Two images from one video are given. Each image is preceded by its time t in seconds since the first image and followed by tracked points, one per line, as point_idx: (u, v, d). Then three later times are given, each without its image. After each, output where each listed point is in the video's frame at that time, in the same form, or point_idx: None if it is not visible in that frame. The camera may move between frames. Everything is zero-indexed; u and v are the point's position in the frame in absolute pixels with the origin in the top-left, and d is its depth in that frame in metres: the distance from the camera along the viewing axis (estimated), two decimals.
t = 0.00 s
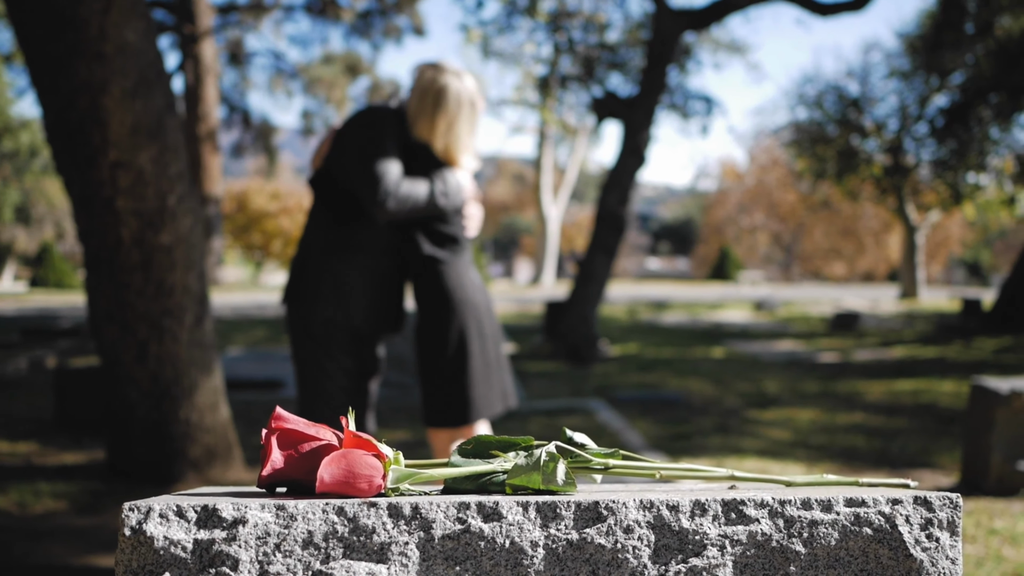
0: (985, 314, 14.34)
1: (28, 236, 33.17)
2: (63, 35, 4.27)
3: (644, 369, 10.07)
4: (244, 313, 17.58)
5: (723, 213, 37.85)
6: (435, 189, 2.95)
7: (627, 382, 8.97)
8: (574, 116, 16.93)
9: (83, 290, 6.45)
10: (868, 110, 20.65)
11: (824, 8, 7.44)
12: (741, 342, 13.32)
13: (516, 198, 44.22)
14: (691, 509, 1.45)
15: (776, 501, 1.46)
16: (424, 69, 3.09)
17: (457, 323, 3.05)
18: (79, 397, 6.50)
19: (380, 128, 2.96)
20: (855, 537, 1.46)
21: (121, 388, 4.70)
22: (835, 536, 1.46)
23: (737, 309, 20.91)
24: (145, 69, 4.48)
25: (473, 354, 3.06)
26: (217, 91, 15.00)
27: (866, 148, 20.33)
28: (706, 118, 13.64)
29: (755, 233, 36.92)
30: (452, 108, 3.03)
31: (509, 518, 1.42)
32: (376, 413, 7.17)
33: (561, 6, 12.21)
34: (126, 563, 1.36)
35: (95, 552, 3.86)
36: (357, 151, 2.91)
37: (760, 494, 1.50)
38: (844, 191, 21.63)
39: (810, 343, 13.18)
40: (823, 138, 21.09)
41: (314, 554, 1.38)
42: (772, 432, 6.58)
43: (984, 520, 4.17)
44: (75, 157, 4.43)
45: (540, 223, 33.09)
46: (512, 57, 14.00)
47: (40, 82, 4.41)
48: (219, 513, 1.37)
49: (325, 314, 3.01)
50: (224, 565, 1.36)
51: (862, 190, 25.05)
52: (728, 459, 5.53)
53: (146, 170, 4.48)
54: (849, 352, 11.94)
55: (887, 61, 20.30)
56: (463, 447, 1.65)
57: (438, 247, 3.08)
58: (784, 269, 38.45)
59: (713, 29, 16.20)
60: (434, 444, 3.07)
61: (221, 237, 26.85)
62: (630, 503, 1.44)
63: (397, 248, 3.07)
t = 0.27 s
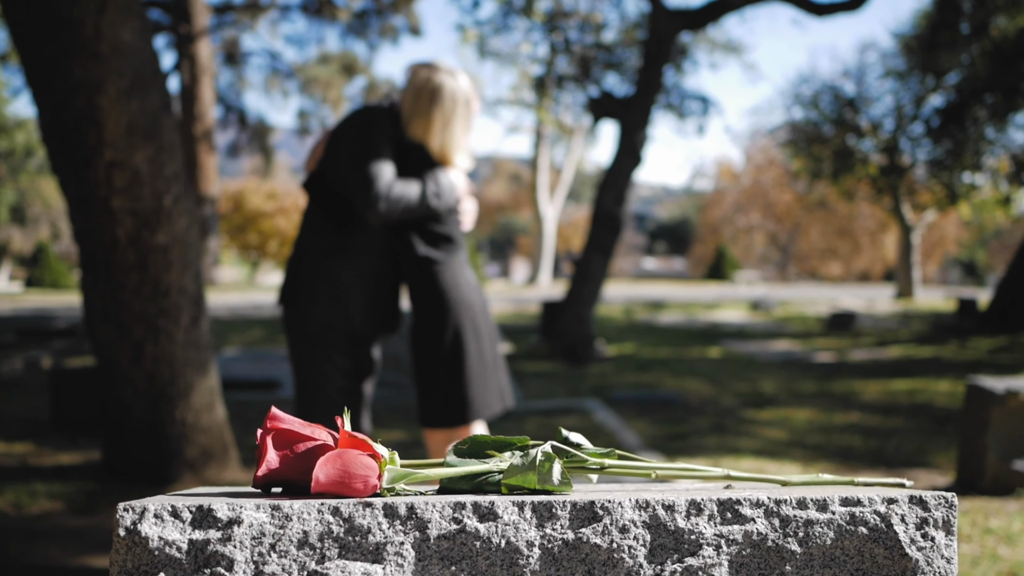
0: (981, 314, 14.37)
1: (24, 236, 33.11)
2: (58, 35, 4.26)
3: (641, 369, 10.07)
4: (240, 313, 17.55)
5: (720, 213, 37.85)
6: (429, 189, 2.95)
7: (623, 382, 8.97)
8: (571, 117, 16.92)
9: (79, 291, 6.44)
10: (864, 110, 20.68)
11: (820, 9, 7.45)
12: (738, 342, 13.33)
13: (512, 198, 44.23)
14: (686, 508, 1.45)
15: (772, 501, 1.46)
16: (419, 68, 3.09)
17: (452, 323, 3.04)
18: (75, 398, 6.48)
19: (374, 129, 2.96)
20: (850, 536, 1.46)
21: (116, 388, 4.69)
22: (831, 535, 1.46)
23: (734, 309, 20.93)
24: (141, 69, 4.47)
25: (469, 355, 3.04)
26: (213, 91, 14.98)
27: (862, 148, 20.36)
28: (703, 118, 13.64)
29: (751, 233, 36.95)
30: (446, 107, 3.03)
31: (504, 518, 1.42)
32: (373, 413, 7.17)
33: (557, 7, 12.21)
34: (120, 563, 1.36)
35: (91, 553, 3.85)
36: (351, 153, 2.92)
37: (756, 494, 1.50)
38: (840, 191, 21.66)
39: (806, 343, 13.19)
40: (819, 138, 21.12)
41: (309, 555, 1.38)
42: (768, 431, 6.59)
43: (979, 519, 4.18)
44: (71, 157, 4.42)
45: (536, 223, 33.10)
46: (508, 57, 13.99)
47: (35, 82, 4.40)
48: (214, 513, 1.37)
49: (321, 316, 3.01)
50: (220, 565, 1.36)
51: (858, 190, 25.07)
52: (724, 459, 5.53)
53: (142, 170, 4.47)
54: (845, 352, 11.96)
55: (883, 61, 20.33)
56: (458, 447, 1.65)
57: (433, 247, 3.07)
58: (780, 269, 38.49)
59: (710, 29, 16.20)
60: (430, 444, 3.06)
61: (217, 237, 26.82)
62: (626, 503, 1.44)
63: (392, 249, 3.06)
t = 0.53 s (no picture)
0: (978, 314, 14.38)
1: (20, 235, 33.06)
2: (54, 35, 4.25)
3: (638, 369, 10.08)
4: (237, 313, 17.52)
5: (717, 213, 37.85)
6: (425, 190, 2.95)
7: (620, 382, 8.97)
8: (569, 116, 16.92)
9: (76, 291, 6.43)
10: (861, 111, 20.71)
11: (818, 9, 7.45)
12: (734, 342, 13.33)
13: (509, 198, 44.22)
14: (683, 508, 1.45)
15: (769, 500, 1.46)
16: (416, 68, 3.08)
17: (448, 323, 3.03)
18: (72, 398, 6.47)
19: (370, 131, 2.96)
20: (846, 536, 1.46)
21: (113, 388, 4.68)
22: (827, 535, 1.46)
23: (731, 310, 20.93)
24: (137, 68, 4.47)
25: (465, 355, 3.04)
26: (210, 91, 14.97)
27: (859, 148, 20.38)
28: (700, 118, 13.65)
29: (748, 233, 36.95)
30: (443, 107, 3.02)
31: (501, 518, 1.41)
32: (370, 413, 7.17)
33: (555, 7, 12.22)
34: (116, 564, 1.35)
35: (87, 553, 3.85)
36: (347, 155, 2.92)
37: (753, 494, 1.50)
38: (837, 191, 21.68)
39: (802, 343, 13.20)
40: (816, 138, 21.14)
41: (306, 554, 1.38)
42: (765, 431, 6.59)
43: (976, 519, 4.18)
44: (67, 157, 4.41)
45: (533, 223, 33.10)
46: (506, 56, 13.99)
47: (32, 82, 4.39)
48: (210, 513, 1.36)
49: (316, 316, 3.01)
50: (216, 565, 1.36)
51: (855, 190, 25.10)
52: (721, 459, 5.53)
53: (138, 170, 4.47)
54: (842, 352, 11.96)
55: (880, 61, 20.36)
56: (455, 447, 1.65)
57: (430, 248, 3.07)
58: (778, 269, 38.51)
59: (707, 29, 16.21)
60: (426, 445, 3.06)
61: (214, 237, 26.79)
62: (622, 502, 1.44)
63: (389, 250, 3.07)
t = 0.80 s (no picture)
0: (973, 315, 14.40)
1: (15, 236, 32.99)
2: (50, 34, 4.24)
3: (634, 369, 10.09)
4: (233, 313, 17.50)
5: (713, 213, 37.88)
6: (420, 191, 2.95)
7: (617, 382, 8.98)
8: (565, 117, 16.92)
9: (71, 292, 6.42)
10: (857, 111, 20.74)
11: (813, 9, 7.46)
12: (731, 342, 13.34)
13: (506, 199, 44.21)
14: (678, 509, 1.45)
15: (763, 501, 1.47)
16: (411, 69, 3.08)
17: (445, 324, 3.03)
18: (67, 399, 6.46)
19: (365, 132, 2.96)
20: (841, 536, 1.46)
21: (109, 389, 4.68)
22: (822, 535, 1.46)
23: (727, 310, 20.95)
24: (132, 69, 4.46)
25: (462, 355, 3.03)
26: (206, 91, 14.96)
27: (855, 149, 20.40)
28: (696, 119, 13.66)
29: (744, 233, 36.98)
30: (438, 108, 3.02)
31: (496, 518, 1.42)
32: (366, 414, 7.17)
33: (551, 7, 12.22)
34: (111, 564, 1.35)
35: (83, 554, 3.84)
36: (342, 156, 2.92)
37: (748, 493, 1.50)
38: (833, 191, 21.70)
39: (799, 343, 13.22)
40: (812, 139, 21.17)
41: (301, 555, 1.38)
42: (761, 431, 6.60)
43: (971, 519, 4.20)
44: (63, 157, 4.41)
45: (530, 223, 33.10)
46: (502, 57, 13.99)
47: (27, 82, 4.38)
48: (205, 513, 1.36)
49: (312, 316, 3.01)
50: (211, 566, 1.36)
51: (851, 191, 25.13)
52: (717, 459, 5.53)
53: (134, 171, 4.47)
54: (838, 352, 11.98)
55: (876, 62, 20.38)
56: (450, 447, 1.65)
57: (426, 248, 3.07)
58: (774, 269, 38.54)
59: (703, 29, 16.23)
60: (423, 445, 3.06)
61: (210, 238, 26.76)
62: (617, 503, 1.44)
63: (384, 250, 3.06)
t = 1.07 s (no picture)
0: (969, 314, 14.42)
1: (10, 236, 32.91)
2: (45, 34, 4.23)
3: (631, 369, 10.09)
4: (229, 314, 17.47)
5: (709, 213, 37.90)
6: (415, 191, 2.95)
7: (614, 382, 8.98)
8: (561, 117, 16.92)
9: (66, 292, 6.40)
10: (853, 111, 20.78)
11: (810, 9, 7.47)
12: (727, 342, 13.36)
13: (502, 199, 44.19)
14: (673, 509, 1.45)
15: (759, 501, 1.47)
16: (406, 70, 3.08)
17: (442, 324, 3.02)
18: (63, 399, 6.45)
19: (360, 135, 2.97)
20: (837, 536, 1.47)
21: (104, 389, 4.67)
22: (817, 535, 1.47)
23: (723, 310, 20.96)
24: (128, 69, 4.45)
25: (458, 356, 3.03)
26: (202, 91, 14.93)
27: (850, 149, 20.43)
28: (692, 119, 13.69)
29: (741, 233, 37.01)
30: (432, 109, 3.02)
31: (492, 518, 1.41)
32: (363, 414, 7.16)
33: (548, 7, 12.23)
34: (105, 565, 1.35)
35: (79, 554, 3.83)
36: (337, 158, 2.93)
37: (743, 494, 1.50)
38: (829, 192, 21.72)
39: (795, 343, 13.24)
40: (808, 139, 21.19)
41: (296, 556, 1.37)
42: (758, 431, 6.61)
43: (967, 518, 4.21)
44: (59, 157, 4.40)
45: (526, 224, 33.10)
46: (498, 56, 13.99)
47: (23, 82, 4.38)
48: (200, 515, 1.36)
49: (308, 317, 3.00)
50: (206, 566, 1.35)
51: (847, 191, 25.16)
52: (713, 459, 5.54)
53: (130, 170, 4.46)
54: (834, 352, 12.00)
55: (871, 62, 20.41)
56: (446, 447, 1.65)
57: (422, 249, 3.07)
58: (770, 269, 38.59)
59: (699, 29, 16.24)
60: (421, 447, 3.05)
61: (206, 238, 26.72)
62: (613, 502, 1.44)
63: (380, 251, 3.07)
